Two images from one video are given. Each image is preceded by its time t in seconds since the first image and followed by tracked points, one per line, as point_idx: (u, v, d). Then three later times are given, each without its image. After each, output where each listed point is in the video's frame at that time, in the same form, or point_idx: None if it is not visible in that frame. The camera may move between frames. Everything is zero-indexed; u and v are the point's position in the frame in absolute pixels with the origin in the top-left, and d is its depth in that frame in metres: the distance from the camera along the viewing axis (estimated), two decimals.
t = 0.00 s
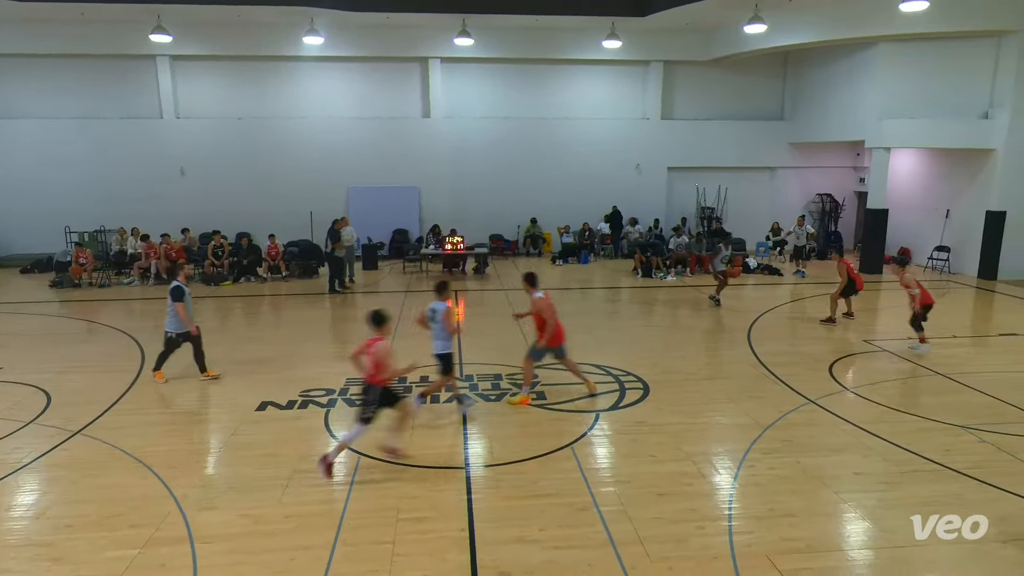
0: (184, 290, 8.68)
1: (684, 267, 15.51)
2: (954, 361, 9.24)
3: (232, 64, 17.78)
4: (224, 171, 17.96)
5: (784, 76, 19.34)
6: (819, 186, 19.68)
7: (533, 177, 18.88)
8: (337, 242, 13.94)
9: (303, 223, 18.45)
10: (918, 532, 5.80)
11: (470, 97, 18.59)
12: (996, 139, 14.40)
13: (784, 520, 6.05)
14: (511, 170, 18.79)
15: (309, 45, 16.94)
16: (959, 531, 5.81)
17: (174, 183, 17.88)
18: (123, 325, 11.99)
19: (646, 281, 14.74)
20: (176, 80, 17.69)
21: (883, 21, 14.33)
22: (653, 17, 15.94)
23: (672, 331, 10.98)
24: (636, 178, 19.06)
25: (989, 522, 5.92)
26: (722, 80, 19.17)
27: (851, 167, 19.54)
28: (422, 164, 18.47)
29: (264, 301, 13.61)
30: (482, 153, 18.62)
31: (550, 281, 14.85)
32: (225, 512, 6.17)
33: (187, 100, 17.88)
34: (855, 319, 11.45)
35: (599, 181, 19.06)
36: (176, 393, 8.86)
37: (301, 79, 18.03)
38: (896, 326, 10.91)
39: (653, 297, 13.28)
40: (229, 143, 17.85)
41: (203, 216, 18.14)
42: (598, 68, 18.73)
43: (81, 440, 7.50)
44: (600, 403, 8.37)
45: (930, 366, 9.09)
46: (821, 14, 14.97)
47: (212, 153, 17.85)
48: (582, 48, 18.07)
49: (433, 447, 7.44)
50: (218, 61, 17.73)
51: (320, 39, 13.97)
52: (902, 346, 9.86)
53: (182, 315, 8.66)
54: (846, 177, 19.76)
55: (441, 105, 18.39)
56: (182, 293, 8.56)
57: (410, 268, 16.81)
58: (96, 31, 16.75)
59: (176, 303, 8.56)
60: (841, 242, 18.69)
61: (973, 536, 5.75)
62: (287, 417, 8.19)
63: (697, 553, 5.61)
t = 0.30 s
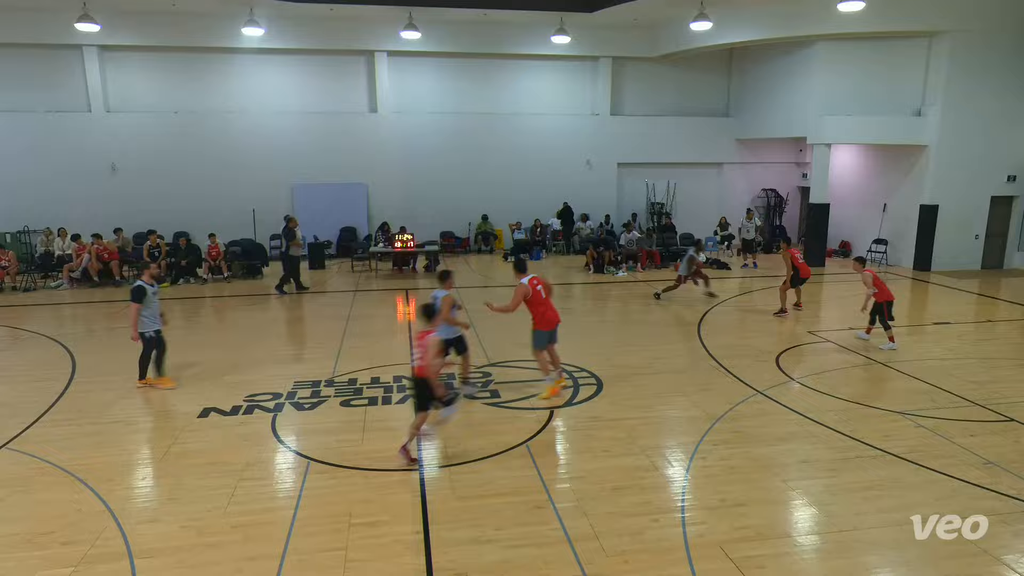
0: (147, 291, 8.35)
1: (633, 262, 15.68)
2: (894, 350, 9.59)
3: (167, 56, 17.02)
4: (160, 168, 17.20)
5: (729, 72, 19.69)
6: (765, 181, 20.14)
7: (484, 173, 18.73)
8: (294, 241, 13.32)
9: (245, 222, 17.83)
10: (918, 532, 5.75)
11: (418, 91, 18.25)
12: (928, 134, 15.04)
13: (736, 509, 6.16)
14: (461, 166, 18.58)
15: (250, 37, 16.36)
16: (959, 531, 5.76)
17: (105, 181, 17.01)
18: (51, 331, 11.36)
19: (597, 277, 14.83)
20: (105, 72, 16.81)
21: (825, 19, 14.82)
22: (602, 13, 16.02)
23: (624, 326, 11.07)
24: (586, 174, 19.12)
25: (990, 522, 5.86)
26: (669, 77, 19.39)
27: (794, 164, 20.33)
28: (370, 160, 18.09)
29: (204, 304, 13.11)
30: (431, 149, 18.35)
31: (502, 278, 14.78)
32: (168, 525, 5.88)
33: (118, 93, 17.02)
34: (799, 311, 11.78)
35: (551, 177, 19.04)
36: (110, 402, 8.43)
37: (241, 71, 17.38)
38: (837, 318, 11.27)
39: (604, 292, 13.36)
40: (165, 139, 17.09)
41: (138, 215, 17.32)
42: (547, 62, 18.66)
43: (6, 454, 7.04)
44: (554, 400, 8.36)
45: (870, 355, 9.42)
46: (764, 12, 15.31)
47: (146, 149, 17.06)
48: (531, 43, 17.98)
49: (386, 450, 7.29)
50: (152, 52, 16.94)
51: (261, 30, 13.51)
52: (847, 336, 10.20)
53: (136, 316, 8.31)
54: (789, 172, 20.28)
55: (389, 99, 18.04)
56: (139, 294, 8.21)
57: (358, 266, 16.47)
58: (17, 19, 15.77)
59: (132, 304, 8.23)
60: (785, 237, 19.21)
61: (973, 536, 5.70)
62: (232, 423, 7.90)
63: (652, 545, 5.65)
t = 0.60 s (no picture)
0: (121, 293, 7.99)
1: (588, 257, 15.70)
2: (845, 340, 9.83)
3: (101, 45, 16.25)
4: (96, 163, 16.44)
5: (682, 66, 19.80)
6: (719, 175, 20.38)
7: (440, 167, 18.46)
8: (250, 238, 13.07)
9: (189, 219, 17.18)
10: (918, 532, 5.67)
11: (370, 83, 17.87)
12: (874, 129, 15.48)
13: (695, 501, 6.19)
14: (415, 160, 18.26)
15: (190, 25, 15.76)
16: (959, 531, 5.68)
17: (36, 176, 16.16)
18: None
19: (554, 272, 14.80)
20: (33, 61, 15.94)
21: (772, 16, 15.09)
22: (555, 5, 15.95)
23: (582, 321, 11.05)
24: (542, 168, 19.01)
25: (990, 522, 5.78)
26: (623, 71, 19.41)
27: (746, 158, 20.59)
28: (320, 155, 17.64)
29: (146, 305, 12.57)
30: (385, 142, 17.98)
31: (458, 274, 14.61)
32: (110, 538, 5.58)
33: (49, 83, 16.17)
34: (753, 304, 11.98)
35: (508, 171, 18.87)
36: (46, 411, 7.99)
37: (181, 61, 16.73)
38: (789, 310, 11.50)
39: (562, 287, 13.33)
40: (101, 132, 16.34)
41: (73, 213, 16.51)
42: (500, 55, 18.49)
43: None
44: (513, 397, 8.27)
45: (822, 346, 9.63)
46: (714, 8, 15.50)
47: (80, 142, 16.27)
48: (484, 35, 17.79)
49: (341, 453, 7.09)
50: (84, 41, 16.16)
51: (202, 19, 12.99)
52: (800, 328, 10.41)
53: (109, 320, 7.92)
54: (742, 166, 20.55)
55: (339, 92, 17.63)
56: (113, 295, 7.85)
57: (309, 264, 16.05)
58: None
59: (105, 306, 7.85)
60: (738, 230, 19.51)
61: (973, 535, 5.62)
62: (178, 429, 7.56)
63: (613, 540, 5.62)
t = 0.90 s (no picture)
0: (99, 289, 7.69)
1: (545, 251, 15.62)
2: (803, 331, 9.99)
3: (30, 30, 15.40)
4: (27, 155, 15.61)
5: (639, 56, 19.67)
6: (677, 167, 20.35)
7: (396, 159, 18.04)
8: (209, 236, 12.51)
9: (128, 215, 16.45)
10: (918, 532, 5.56)
11: (321, 73, 17.41)
12: (828, 122, 15.75)
13: (657, 495, 6.16)
14: (368, 153, 17.80)
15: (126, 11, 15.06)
16: (959, 531, 5.57)
17: None
18: None
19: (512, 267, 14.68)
20: None
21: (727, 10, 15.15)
22: None
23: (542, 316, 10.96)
24: (500, 161, 18.71)
25: (989, 522, 5.68)
26: (580, 61, 19.18)
27: (704, 150, 20.65)
28: (267, 147, 17.08)
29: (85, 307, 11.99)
30: (337, 134, 17.51)
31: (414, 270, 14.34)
32: (46, 553, 5.24)
33: None
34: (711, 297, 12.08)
35: (464, 163, 18.53)
36: None
37: (117, 49, 16.00)
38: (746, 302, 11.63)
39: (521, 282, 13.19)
40: (31, 122, 15.52)
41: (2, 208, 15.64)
42: (454, 45, 18.16)
43: None
44: (472, 395, 8.12)
45: (780, 337, 9.75)
46: None
47: (9, 133, 15.43)
48: (436, 24, 17.45)
49: (295, 457, 6.84)
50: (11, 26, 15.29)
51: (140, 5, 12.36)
52: (757, 320, 10.54)
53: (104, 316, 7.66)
54: (700, 159, 20.58)
55: (287, 83, 17.11)
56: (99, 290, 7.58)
57: (258, 261, 15.55)
58: None
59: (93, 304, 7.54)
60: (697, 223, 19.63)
61: (972, 536, 5.50)
62: (120, 437, 7.20)
63: (576, 537, 5.55)
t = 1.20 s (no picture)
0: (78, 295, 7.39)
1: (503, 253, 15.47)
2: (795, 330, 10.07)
3: None
4: None
5: (597, 55, 19.51)
6: (636, 168, 20.25)
7: (350, 160, 17.62)
8: (163, 241, 12.03)
9: (64, 220, 15.69)
10: (918, 532, 5.53)
11: (271, 71, 16.93)
12: (784, 122, 16.01)
13: (620, 499, 6.06)
14: (322, 153, 17.38)
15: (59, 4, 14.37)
16: (959, 531, 5.54)
17: None
18: None
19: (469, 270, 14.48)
20: None
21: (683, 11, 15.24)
22: None
23: (502, 320, 10.79)
24: (457, 161, 18.42)
25: (990, 522, 5.65)
26: (537, 60, 18.98)
27: (662, 150, 20.58)
28: (213, 148, 16.48)
29: (18, 317, 11.34)
30: (289, 134, 17.04)
31: (370, 275, 14.01)
32: None
33: None
34: (671, 298, 12.08)
35: (420, 164, 18.18)
36: None
37: (50, 44, 15.27)
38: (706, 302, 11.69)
39: (479, 285, 12.99)
40: None
41: None
42: (408, 43, 17.84)
43: None
44: (431, 403, 7.89)
45: (740, 338, 9.80)
46: None
47: None
48: (390, 21, 17.12)
49: (245, 472, 6.52)
50: None
51: None
52: (717, 321, 10.57)
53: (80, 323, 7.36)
54: (659, 159, 20.54)
55: (232, 81, 16.57)
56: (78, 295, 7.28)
57: (204, 267, 14.98)
58: None
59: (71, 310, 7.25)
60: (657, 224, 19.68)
61: (973, 536, 5.48)
62: (55, 455, 6.76)
63: (540, 545, 5.40)
